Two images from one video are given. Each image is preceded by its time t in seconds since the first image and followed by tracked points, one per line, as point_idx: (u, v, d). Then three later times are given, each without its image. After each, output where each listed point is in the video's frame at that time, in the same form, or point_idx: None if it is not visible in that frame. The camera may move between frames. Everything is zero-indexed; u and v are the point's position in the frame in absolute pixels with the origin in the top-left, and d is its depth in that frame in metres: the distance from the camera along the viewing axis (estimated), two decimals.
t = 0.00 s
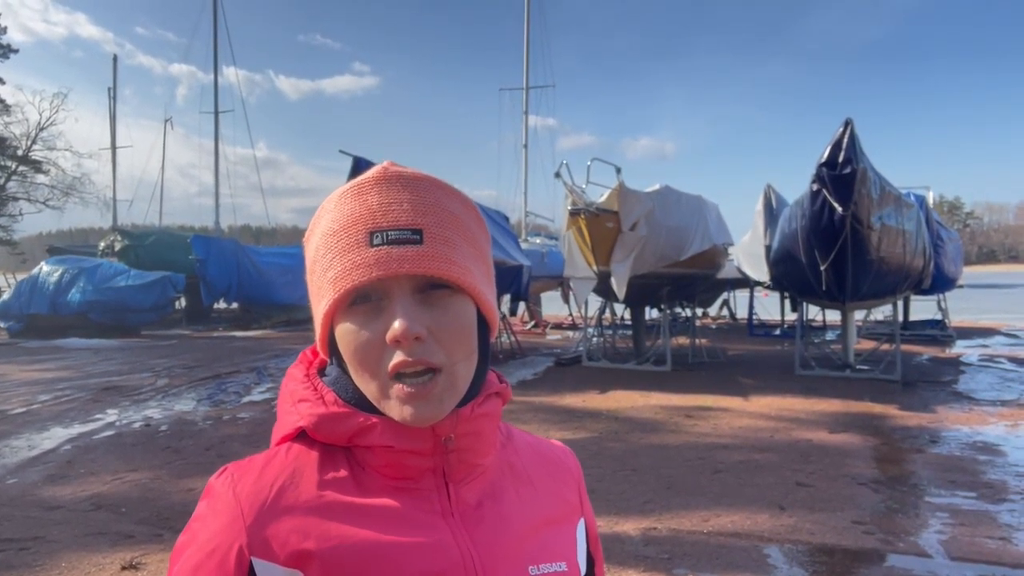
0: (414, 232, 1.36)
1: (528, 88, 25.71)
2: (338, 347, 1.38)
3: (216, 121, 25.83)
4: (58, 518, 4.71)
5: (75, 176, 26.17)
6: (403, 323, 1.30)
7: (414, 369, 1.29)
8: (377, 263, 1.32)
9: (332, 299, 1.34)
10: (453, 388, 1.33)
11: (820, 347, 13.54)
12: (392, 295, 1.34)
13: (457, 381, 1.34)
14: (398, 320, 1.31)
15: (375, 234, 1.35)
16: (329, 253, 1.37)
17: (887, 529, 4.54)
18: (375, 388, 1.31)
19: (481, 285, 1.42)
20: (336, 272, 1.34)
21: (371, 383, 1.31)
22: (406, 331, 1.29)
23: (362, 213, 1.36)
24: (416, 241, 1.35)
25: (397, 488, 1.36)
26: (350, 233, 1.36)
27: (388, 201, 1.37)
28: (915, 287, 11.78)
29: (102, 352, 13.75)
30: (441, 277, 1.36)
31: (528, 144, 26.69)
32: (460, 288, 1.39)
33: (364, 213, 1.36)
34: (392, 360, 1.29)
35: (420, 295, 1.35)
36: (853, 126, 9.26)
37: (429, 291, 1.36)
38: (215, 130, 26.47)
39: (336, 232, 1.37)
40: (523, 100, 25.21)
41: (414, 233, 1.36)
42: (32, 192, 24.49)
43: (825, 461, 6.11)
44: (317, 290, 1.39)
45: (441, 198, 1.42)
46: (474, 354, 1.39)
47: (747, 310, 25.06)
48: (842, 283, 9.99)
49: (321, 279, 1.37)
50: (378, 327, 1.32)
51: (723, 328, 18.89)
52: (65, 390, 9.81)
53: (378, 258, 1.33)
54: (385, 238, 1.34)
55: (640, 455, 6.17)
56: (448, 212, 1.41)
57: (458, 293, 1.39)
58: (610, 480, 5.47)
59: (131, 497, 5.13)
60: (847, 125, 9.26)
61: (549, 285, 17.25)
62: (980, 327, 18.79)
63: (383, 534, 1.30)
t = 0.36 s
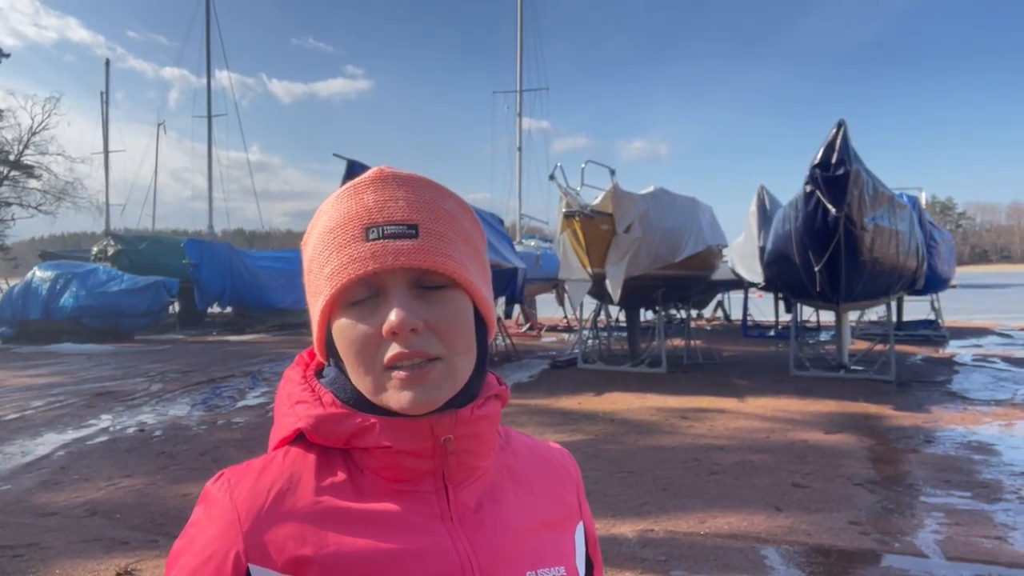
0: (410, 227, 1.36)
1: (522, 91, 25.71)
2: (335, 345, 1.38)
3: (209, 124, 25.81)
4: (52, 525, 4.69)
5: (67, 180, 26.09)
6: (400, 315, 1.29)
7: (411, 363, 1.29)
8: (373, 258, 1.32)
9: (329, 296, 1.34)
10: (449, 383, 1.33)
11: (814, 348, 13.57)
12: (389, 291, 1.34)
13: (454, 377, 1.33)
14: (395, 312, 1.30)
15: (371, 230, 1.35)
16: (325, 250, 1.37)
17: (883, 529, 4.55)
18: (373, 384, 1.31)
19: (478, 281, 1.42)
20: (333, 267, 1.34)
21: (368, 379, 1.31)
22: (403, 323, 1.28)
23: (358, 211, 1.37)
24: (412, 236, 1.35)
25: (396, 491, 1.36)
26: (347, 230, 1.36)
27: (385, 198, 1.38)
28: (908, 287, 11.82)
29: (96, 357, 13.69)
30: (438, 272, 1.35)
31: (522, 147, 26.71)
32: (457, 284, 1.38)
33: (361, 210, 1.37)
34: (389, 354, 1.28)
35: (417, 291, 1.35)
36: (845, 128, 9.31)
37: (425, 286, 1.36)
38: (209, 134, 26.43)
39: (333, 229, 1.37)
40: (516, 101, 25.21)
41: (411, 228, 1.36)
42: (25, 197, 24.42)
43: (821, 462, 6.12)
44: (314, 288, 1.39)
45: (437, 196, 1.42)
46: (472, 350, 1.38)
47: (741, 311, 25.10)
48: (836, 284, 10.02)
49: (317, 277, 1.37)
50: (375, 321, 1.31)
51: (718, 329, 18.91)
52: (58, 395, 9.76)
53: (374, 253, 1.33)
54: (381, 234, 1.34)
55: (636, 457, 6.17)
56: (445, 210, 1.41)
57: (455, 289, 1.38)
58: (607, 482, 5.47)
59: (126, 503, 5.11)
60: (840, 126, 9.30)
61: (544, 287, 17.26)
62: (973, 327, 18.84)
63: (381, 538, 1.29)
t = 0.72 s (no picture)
0: (413, 246, 1.36)
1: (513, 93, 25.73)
2: (335, 357, 1.38)
3: (200, 130, 25.73)
4: (45, 533, 4.66)
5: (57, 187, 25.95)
6: (398, 335, 1.30)
7: (408, 382, 1.28)
8: (376, 276, 1.32)
9: (330, 310, 1.34)
10: (446, 400, 1.32)
11: (806, 348, 13.62)
12: (389, 307, 1.34)
13: (450, 394, 1.32)
14: (392, 332, 1.31)
15: (374, 247, 1.35)
16: (328, 264, 1.37)
17: (878, 529, 4.56)
18: (371, 400, 1.31)
19: (478, 300, 1.42)
20: (335, 283, 1.35)
21: (367, 394, 1.31)
22: (401, 344, 1.28)
23: (362, 227, 1.37)
24: (414, 255, 1.35)
25: (393, 500, 1.36)
26: (350, 246, 1.36)
27: (389, 215, 1.38)
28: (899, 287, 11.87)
29: (87, 364, 13.62)
30: (438, 291, 1.35)
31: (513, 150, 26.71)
32: (457, 302, 1.38)
33: (366, 226, 1.37)
34: (387, 372, 1.28)
35: (417, 309, 1.35)
36: (835, 129, 9.36)
37: (425, 304, 1.36)
38: (199, 139, 26.35)
39: (337, 244, 1.37)
40: (508, 105, 25.22)
41: (413, 247, 1.36)
42: (14, 204, 24.30)
43: (815, 462, 6.14)
44: (316, 301, 1.39)
45: (441, 212, 1.42)
46: (470, 367, 1.38)
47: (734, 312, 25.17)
48: (828, 284, 10.06)
49: (319, 291, 1.38)
50: (375, 337, 1.31)
51: (711, 331, 18.95)
52: (50, 403, 9.70)
53: (376, 271, 1.33)
54: (384, 251, 1.35)
55: (631, 460, 6.18)
56: (448, 228, 1.41)
57: (455, 307, 1.38)
58: (602, 485, 5.47)
59: (119, 511, 5.08)
60: (830, 127, 9.35)
61: (537, 290, 17.27)
62: (964, 326, 18.94)
63: (379, 545, 1.29)
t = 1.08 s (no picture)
0: (434, 240, 1.41)
1: (503, 97, 25.75)
2: (352, 343, 1.42)
3: (189, 136, 25.70)
4: (41, 540, 4.65)
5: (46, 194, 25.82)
6: (415, 323, 1.34)
7: (423, 368, 1.33)
8: (397, 266, 1.37)
9: (350, 297, 1.39)
10: (456, 387, 1.37)
11: (797, 349, 13.70)
12: (407, 297, 1.38)
13: (461, 381, 1.38)
14: (410, 320, 1.35)
15: (397, 239, 1.40)
16: (351, 253, 1.42)
17: (871, 525, 4.61)
18: (386, 383, 1.35)
19: (491, 297, 1.47)
20: (357, 272, 1.39)
21: (383, 377, 1.35)
22: (418, 331, 1.33)
23: (386, 219, 1.41)
24: (434, 248, 1.40)
25: (406, 483, 1.40)
26: (374, 236, 1.40)
27: (413, 210, 1.43)
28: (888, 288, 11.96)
29: (78, 371, 13.55)
30: (455, 285, 1.40)
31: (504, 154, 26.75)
32: (472, 297, 1.43)
33: (389, 219, 1.42)
34: (403, 359, 1.33)
35: (433, 300, 1.39)
36: (824, 131, 9.44)
37: (441, 296, 1.40)
38: (188, 145, 26.30)
39: (360, 234, 1.42)
40: (498, 108, 25.25)
41: (434, 241, 1.41)
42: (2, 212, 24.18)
43: (808, 460, 6.19)
44: (336, 288, 1.43)
45: (461, 212, 1.48)
46: (479, 359, 1.43)
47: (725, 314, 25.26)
48: (818, 284, 10.14)
49: (341, 278, 1.42)
50: (395, 323, 1.36)
51: (702, 332, 19.01)
52: (42, 411, 9.66)
53: (398, 261, 1.37)
54: (406, 243, 1.39)
55: (625, 460, 6.21)
56: (466, 225, 1.47)
57: (469, 302, 1.43)
58: (598, 485, 5.50)
59: (115, 517, 5.07)
60: (819, 129, 9.43)
61: (529, 294, 17.30)
62: (953, 325, 19.07)
63: (395, 526, 1.32)
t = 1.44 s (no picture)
0: (437, 245, 1.44)
1: (496, 101, 25.74)
2: (355, 340, 1.46)
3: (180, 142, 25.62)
4: (35, 547, 4.62)
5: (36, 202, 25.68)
6: (416, 328, 1.38)
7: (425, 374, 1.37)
8: (401, 271, 1.40)
9: (354, 298, 1.42)
10: (457, 389, 1.42)
11: (790, 350, 13.75)
12: (409, 301, 1.42)
13: (461, 383, 1.42)
14: (412, 324, 1.39)
15: (401, 243, 1.42)
16: (355, 254, 1.45)
17: (866, 523, 4.64)
18: (388, 383, 1.39)
19: (493, 298, 1.50)
20: (360, 274, 1.42)
21: (384, 378, 1.40)
22: (420, 337, 1.36)
23: (390, 221, 1.44)
24: (438, 253, 1.43)
25: (407, 471, 1.44)
26: (378, 238, 1.43)
27: (417, 213, 1.45)
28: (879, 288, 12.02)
29: (70, 379, 13.48)
30: (457, 289, 1.43)
31: (496, 158, 26.77)
32: (474, 299, 1.46)
33: (392, 221, 1.44)
34: (405, 362, 1.37)
35: (435, 303, 1.43)
36: (814, 133, 9.50)
37: (443, 299, 1.44)
38: (180, 151, 26.23)
39: (364, 235, 1.44)
40: (490, 113, 25.26)
41: (437, 245, 1.44)
42: None
43: (802, 459, 6.22)
44: (341, 286, 1.47)
45: (465, 213, 1.50)
46: (480, 359, 1.47)
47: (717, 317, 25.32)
48: (810, 285, 10.18)
49: (345, 278, 1.45)
50: (396, 327, 1.40)
51: (695, 334, 19.06)
52: (34, 418, 9.61)
53: (402, 266, 1.40)
54: (410, 248, 1.42)
55: (621, 461, 6.23)
56: (470, 226, 1.49)
57: (471, 303, 1.46)
58: (593, 486, 5.51)
59: (109, 523, 5.06)
60: (809, 131, 9.48)
61: (522, 297, 17.31)
62: (944, 326, 19.17)
63: (399, 511, 1.36)
